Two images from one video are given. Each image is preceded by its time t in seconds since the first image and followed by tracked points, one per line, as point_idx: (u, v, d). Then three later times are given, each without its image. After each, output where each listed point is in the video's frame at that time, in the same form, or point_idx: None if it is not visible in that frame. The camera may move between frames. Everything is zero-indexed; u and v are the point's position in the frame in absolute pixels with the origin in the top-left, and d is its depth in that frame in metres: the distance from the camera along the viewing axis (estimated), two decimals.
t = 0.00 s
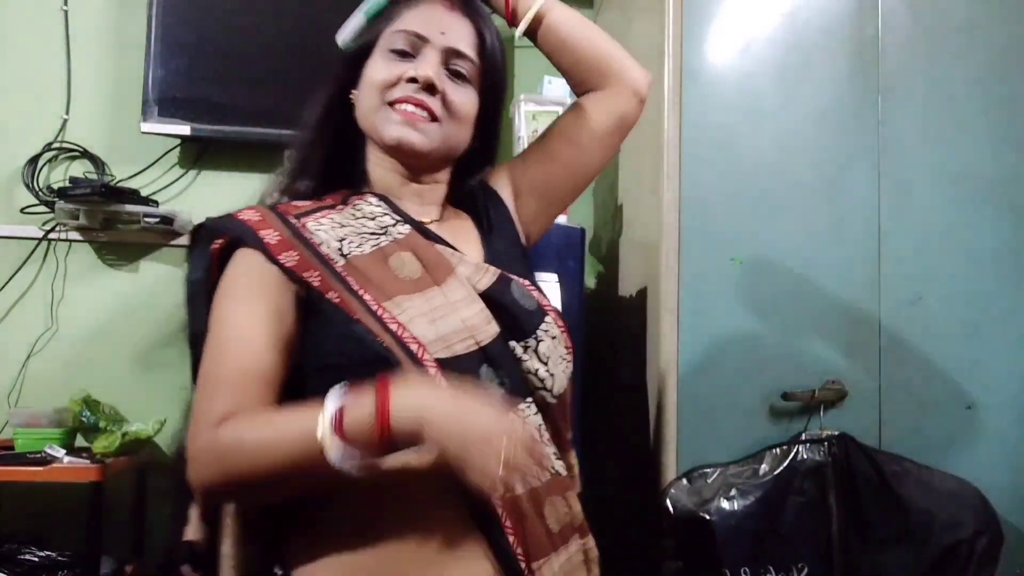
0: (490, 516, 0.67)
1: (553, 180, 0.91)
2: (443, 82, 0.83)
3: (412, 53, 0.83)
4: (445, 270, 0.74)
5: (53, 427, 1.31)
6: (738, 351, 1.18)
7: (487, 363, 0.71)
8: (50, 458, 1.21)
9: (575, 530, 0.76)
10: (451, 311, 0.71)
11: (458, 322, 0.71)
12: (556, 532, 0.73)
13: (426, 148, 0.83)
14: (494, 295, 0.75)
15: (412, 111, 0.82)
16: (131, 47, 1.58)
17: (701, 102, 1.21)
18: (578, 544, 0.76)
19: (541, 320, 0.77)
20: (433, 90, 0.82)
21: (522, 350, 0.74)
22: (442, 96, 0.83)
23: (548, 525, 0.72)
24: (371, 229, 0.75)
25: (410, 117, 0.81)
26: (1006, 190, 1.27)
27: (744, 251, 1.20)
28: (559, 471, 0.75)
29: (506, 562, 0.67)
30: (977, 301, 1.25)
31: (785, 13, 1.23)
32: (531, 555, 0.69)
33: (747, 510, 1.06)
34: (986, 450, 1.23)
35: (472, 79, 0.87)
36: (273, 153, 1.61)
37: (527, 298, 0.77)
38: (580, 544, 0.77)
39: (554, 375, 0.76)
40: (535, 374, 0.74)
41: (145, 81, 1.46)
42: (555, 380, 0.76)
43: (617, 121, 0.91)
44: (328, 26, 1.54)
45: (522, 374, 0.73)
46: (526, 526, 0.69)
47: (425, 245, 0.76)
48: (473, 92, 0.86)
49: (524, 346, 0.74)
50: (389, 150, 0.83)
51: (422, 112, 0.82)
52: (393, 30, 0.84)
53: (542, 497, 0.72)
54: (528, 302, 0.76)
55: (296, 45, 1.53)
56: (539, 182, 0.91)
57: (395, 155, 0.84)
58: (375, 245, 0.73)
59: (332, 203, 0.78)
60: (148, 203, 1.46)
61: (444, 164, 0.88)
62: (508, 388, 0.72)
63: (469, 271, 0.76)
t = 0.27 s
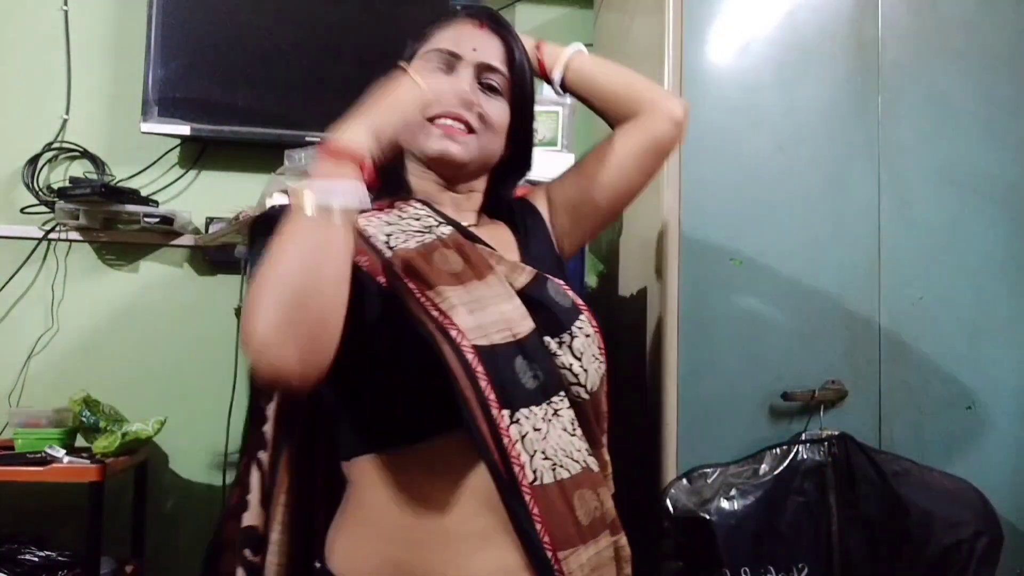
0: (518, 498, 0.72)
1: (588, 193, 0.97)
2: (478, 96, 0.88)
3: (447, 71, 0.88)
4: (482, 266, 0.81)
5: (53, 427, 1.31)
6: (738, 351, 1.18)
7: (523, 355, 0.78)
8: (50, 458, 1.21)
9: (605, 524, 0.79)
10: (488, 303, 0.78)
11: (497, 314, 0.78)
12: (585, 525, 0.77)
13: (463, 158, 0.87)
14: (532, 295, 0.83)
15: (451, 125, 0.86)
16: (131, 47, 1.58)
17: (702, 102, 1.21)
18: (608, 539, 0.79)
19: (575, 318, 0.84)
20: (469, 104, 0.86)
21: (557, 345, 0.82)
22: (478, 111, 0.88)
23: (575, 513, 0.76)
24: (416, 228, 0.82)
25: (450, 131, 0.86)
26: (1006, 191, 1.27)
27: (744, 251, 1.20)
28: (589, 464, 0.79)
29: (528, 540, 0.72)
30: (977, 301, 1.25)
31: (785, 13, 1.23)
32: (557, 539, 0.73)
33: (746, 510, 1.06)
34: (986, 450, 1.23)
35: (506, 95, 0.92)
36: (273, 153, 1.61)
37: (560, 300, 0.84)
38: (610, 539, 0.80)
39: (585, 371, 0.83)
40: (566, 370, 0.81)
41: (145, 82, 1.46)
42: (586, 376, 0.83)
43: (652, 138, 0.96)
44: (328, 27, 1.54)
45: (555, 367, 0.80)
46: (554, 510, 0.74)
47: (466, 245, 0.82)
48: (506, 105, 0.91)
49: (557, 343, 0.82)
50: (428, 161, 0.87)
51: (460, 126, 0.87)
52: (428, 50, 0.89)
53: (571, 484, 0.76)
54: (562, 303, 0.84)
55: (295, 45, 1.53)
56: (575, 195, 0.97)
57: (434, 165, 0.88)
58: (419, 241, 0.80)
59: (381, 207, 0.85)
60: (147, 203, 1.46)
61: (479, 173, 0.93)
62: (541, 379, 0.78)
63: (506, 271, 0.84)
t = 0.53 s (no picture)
0: (533, 492, 0.72)
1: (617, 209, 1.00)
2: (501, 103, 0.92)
3: (470, 83, 0.92)
4: (508, 265, 0.84)
5: (53, 427, 1.31)
6: (738, 351, 1.18)
7: (544, 352, 0.80)
8: (50, 459, 1.21)
9: (622, 525, 0.79)
10: (513, 299, 0.81)
11: (520, 310, 0.81)
12: (600, 523, 0.77)
13: (491, 164, 0.91)
14: (553, 295, 0.86)
15: (479, 131, 0.90)
16: (131, 47, 1.58)
17: (703, 103, 1.21)
18: (624, 539, 0.79)
19: (596, 321, 0.87)
20: (495, 112, 0.90)
21: (577, 346, 0.84)
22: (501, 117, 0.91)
23: (591, 510, 0.76)
24: (449, 228, 0.86)
25: (478, 138, 0.90)
26: (1005, 191, 1.27)
27: (745, 251, 1.20)
28: (607, 462, 0.80)
29: (540, 534, 0.72)
30: (977, 301, 1.25)
31: (785, 14, 1.23)
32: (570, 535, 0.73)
33: (746, 510, 1.06)
34: (986, 450, 1.23)
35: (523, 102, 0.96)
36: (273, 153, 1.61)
37: (583, 303, 0.87)
38: (627, 540, 0.80)
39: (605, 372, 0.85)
40: (586, 371, 0.83)
41: (145, 81, 1.46)
42: (606, 376, 0.85)
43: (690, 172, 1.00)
44: (328, 26, 1.54)
45: (575, 366, 0.82)
46: (569, 506, 0.74)
47: (493, 246, 0.86)
48: (525, 112, 0.95)
49: (579, 343, 0.85)
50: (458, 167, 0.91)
51: (486, 133, 0.90)
52: (450, 64, 0.94)
53: (588, 481, 0.77)
54: (585, 306, 0.87)
55: (295, 45, 1.53)
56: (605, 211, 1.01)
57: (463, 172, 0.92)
58: (451, 238, 0.84)
59: (416, 211, 0.91)
60: (148, 203, 1.46)
61: (503, 178, 0.97)
62: (561, 376, 0.80)
63: (530, 272, 0.87)
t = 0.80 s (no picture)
0: (535, 487, 0.72)
1: (632, 242, 0.96)
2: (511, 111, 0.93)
3: (476, 91, 0.92)
4: (521, 266, 0.84)
5: (53, 427, 1.31)
6: (738, 351, 1.18)
7: (552, 350, 0.80)
8: (50, 459, 1.21)
9: (625, 524, 0.79)
10: (522, 298, 0.80)
11: (527, 308, 0.80)
12: (603, 520, 0.76)
13: (509, 171, 0.93)
14: (563, 296, 0.85)
15: (495, 140, 0.91)
16: (130, 47, 1.58)
17: (703, 103, 1.20)
18: (628, 538, 0.79)
19: (605, 325, 0.86)
20: (508, 120, 0.91)
21: (586, 346, 0.83)
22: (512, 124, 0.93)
23: (593, 507, 0.76)
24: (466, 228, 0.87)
25: (496, 147, 0.91)
26: (1006, 191, 1.27)
27: (745, 251, 1.20)
28: (612, 461, 0.80)
29: (541, 530, 0.72)
30: (977, 301, 1.25)
31: (785, 13, 1.23)
32: (572, 531, 0.73)
33: (746, 510, 1.06)
34: (986, 450, 1.23)
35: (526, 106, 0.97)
36: (273, 153, 1.61)
37: (592, 306, 0.87)
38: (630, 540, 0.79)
39: (613, 373, 0.84)
40: (593, 371, 0.83)
41: (145, 81, 1.46)
42: (613, 376, 0.84)
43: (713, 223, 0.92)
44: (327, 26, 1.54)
45: (582, 365, 0.82)
46: (572, 503, 0.74)
47: (506, 248, 0.87)
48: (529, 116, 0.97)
49: (588, 343, 0.84)
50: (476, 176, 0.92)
51: (501, 141, 0.92)
52: (452, 75, 0.93)
53: (592, 477, 0.76)
54: (594, 310, 0.87)
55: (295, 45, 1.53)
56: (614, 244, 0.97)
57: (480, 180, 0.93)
58: (467, 238, 0.85)
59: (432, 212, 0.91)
60: (148, 203, 1.46)
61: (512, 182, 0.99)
62: (568, 375, 0.80)
63: (543, 274, 0.87)
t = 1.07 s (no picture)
0: (538, 481, 0.73)
1: (643, 277, 0.95)
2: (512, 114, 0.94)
3: (476, 97, 0.94)
4: (525, 267, 0.86)
5: (53, 427, 1.31)
6: (738, 351, 1.18)
7: (554, 349, 0.81)
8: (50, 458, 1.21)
9: (628, 518, 0.80)
10: (524, 298, 0.82)
11: (529, 308, 0.81)
12: (605, 514, 0.78)
13: (516, 172, 0.94)
14: (566, 297, 0.86)
15: (501, 143, 0.93)
16: (130, 47, 1.58)
17: (703, 103, 1.21)
18: (630, 533, 0.80)
19: (606, 327, 0.87)
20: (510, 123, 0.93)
21: (586, 346, 0.84)
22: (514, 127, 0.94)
23: (595, 501, 0.77)
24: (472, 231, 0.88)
25: (502, 150, 0.93)
26: (1006, 191, 1.27)
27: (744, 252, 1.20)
28: (613, 457, 0.81)
29: (544, 523, 0.73)
30: (977, 301, 1.25)
31: (784, 13, 1.23)
32: (575, 523, 0.74)
33: (746, 510, 1.06)
34: (986, 450, 1.23)
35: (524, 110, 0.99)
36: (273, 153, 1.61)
37: (593, 309, 0.88)
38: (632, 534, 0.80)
39: (614, 373, 0.85)
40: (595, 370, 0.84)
41: (145, 82, 1.46)
42: (613, 376, 0.85)
43: (711, 299, 0.88)
44: (327, 26, 1.54)
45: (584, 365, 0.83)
46: (573, 496, 0.75)
47: (511, 250, 0.88)
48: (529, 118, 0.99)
49: (589, 345, 0.85)
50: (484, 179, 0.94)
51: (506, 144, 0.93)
52: (451, 84, 0.95)
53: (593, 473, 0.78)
54: (596, 313, 0.87)
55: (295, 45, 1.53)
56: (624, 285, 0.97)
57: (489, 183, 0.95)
58: (473, 240, 0.86)
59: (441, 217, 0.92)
60: (148, 203, 1.46)
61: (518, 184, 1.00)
62: (570, 373, 0.81)
63: (546, 276, 0.88)
